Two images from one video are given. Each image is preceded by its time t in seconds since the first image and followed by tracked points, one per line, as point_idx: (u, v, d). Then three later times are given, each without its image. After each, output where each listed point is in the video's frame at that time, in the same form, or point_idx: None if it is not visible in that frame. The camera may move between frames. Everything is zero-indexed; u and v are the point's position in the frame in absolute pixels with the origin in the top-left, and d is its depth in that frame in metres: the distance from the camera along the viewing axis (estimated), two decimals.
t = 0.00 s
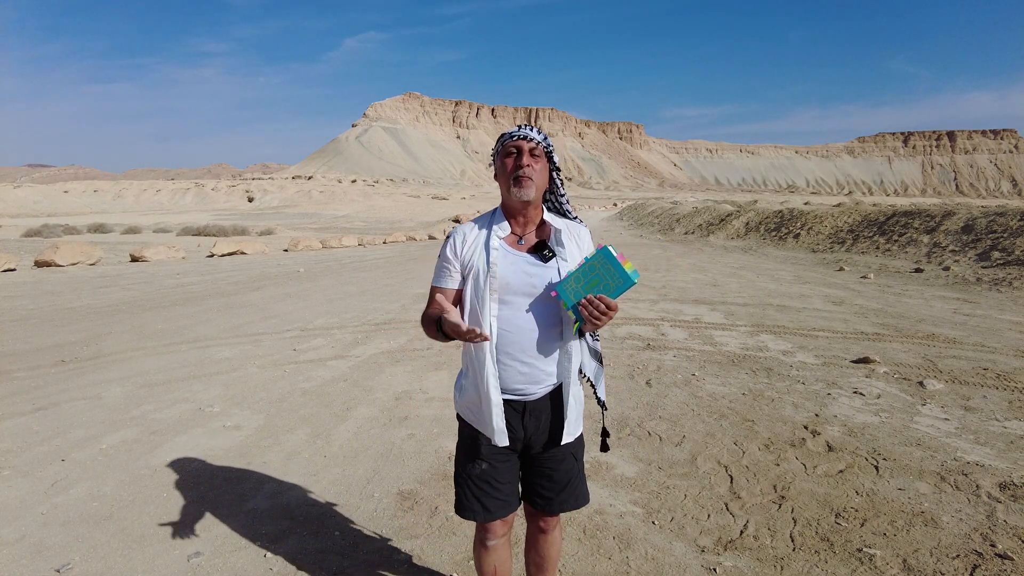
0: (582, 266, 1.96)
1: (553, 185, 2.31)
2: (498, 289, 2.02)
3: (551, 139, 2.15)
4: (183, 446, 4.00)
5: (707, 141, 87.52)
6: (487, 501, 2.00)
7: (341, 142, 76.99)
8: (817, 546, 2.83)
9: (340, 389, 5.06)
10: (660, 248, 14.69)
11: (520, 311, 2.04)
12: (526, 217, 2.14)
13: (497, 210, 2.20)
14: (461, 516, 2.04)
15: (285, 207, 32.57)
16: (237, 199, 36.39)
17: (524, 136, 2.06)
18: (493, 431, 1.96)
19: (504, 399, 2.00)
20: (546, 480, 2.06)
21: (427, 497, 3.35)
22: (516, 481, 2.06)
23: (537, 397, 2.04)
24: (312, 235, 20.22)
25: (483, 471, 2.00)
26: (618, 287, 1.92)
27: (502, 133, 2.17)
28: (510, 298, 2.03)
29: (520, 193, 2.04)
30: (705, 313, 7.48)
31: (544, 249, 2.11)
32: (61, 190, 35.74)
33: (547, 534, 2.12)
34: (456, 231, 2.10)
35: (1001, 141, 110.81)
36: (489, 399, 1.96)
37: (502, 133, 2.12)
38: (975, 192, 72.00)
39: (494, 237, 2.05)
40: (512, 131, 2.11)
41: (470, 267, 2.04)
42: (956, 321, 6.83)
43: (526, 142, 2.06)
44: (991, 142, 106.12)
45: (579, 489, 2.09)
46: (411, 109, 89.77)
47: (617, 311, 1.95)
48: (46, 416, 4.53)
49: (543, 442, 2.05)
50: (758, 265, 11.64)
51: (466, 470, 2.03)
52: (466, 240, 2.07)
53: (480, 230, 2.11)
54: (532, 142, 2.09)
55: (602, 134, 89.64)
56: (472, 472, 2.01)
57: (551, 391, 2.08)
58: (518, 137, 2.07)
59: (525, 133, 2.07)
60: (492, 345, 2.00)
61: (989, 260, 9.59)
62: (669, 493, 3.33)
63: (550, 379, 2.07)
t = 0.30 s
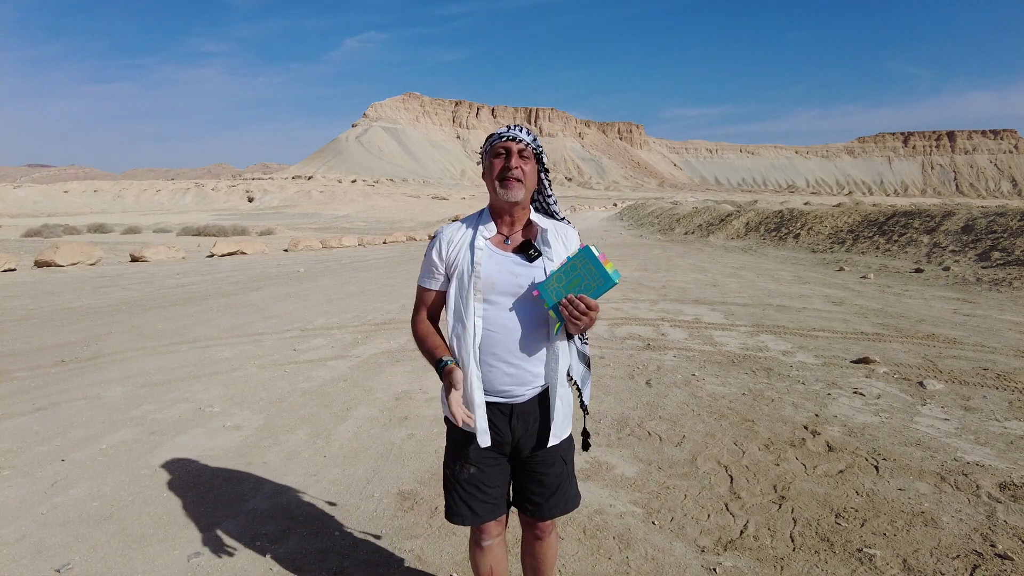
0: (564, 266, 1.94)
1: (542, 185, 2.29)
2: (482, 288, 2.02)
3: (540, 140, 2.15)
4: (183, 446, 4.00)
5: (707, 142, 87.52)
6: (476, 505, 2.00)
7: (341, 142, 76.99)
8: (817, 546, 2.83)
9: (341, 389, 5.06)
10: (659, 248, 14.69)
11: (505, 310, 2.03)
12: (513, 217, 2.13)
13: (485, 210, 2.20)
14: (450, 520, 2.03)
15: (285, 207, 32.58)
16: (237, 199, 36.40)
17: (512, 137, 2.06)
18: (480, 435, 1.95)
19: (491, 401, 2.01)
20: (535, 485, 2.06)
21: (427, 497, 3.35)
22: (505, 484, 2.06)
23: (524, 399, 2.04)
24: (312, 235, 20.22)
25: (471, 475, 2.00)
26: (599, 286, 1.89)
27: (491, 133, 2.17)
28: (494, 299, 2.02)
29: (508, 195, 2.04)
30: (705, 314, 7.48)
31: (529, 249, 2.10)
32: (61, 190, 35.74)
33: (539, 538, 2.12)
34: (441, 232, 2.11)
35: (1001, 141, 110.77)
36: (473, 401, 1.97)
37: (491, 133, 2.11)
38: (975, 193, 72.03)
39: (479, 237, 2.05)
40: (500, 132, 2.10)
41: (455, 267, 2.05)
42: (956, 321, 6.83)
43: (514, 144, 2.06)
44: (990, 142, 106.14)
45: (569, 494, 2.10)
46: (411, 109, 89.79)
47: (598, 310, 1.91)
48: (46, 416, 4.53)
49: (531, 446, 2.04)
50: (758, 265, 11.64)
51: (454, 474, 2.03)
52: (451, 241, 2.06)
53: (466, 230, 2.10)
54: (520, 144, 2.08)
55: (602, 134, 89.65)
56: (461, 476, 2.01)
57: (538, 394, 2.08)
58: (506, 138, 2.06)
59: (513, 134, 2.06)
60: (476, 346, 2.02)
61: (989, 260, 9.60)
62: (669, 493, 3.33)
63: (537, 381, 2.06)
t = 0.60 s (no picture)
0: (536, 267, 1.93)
1: (534, 186, 2.29)
2: (473, 284, 2.01)
3: (533, 140, 2.15)
4: (183, 446, 4.00)
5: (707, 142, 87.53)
6: (467, 507, 2.00)
7: (341, 142, 76.98)
8: (817, 546, 2.83)
9: (341, 389, 5.06)
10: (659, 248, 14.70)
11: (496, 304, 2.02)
12: (505, 215, 2.15)
13: (478, 208, 2.20)
14: (442, 522, 2.03)
15: (285, 207, 32.59)
16: (237, 199, 36.41)
17: (506, 136, 2.06)
18: (470, 434, 1.95)
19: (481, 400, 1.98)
20: (522, 487, 2.01)
21: (427, 497, 3.34)
22: (496, 487, 2.05)
23: (512, 399, 2.00)
24: (312, 235, 20.23)
25: (461, 477, 2.00)
26: (568, 291, 1.86)
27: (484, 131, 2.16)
28: (486, 294, 2.02)
29: (502, 193, 2.04)
30: (705, 313, 7.48)
31: (520, 245, 2.10)
32: (61, 190, 35.74)
33: (528, 545, 2.05)
34: (433, 228, 2.12)
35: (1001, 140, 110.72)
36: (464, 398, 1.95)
37: (484, 132, 2.12)
38: (975, 193, 72.04)
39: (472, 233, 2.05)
40: (494, 130, 2.10)
41: (446, 262, 2.05)
42: (956, 321, 6.83)
43: (508, 142, 2.06)
44: (990, 142, 106.15)
45: (558, 497, 2.05)
46: (411, 109, 89.80)
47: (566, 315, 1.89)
48: (46, 416, 4.53)
49: (519, 446, 2.01)
50: (758, 265, 11.65)
51: (446, 476, 2.03)
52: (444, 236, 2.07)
53: (458, 226, 2.11)
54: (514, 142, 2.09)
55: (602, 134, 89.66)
56: (451, 478, 2.01)
57: (528, 393, 2.05)
58: (500, 137, 2.06)
59: (507, 133, 2.06)
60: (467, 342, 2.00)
61: (989, 260, 9.60)
62: (669, 493, 3.33)
63: (525, 379, 2.03)
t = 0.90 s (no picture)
0: (533, 270, 1.92)
1: (532, 186, 2.29)
2: (471, 289, 2.02)
3: (531, 139, 2.15)
4: (183, 446, 4.00)
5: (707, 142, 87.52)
6: (468, 506, 2.00)
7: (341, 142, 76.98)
8: (817, 546, 2.83)
9: (341, 389, 5.06)
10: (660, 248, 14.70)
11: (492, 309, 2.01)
12: (503, 217, 2.14)
13: (475, 209, 2.20)
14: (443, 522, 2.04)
15: (285, 207, 32.59)
16: (237, 199, 36.41)
17: (503, 135, 2.06)
18: (461, 438, 1.97)
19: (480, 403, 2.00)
20: (523, 484, 2.01)
21: (427, 497, 3.34)
22: (498, 487, 2.05)
23: (512, 400, 2.01)
24: (312, 235, 20.23)
25: (462, 476, 2.01)
26: (569, 291, 1.88)
27: (482, 131, 2.17)
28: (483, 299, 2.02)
29: (498, 193, 2.03)
30: (705, 313, 7.49)
31: (518, 249, 2.09)
32: (61, 190, 35.74)
33: (531, 544, 2.04)
34: (431, 231, 2.13)
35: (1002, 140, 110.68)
36: (461, 403, 1.97)
37: (482, 132, 2.12)
38: (974, 194, 72.06)
39: (470, 236, 2.05)
40: (491, 130, 2.10)
41: (443, 266, 2.05)
42: (956, 321, 6.84)
43: (505, 142, 2.06)
44: (990, 142, 106.15)
45: (560, 496, 2.04)
46: (411, 109, 89.80)
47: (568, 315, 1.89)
48: (46, 416, 4.53)
49: (521, 446, 2.01)
50: (758, 265, 11.65)
51: (446, 476, 2.03)
52: (441, 239, 2.08)
53: (456, 230, 2.11)
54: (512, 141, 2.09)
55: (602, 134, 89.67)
56: (452, 477, 2.02)
57: (528, 395, 2.05)
58: (497, 136, 2.06)
59: (504, 132, 2.06)
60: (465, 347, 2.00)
61: (989, 260, 9.60)
62: (669, 494, 3.33)
63: (526, 382, 2.04)
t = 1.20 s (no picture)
0: (544, 265, 1.92)
1: (540, 185, 2.26)
2: (479, 293, 1.99)
3: (537, 140, 2.13)
4: (183, 446, 4.00)
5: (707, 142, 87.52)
6: (474, 510, 2.00)
7: (341, 142, 76.97)
8: (817, 546, 2.83)
9: (341, 389, 5.06)
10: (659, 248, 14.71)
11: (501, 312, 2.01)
12: (510, 219, 2.12)
13: (481, 211, 2.19)
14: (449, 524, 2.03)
15: (285, 207, 32.60)
16: (237, 199, 36.41)
17: (507, 136, 2.04)
18: (469, 445, 1.97)
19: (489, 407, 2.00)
20: (535, 491, 2.00)
21: (427, 497, 3.34)
22: (505, 491, 2.05)
23: (521, 405, 2.02)
24: (312, 235, 20.24)
25: (469, 480, 2.00)
26: (583, 282, 1.88)
27: (486, 131, 2.15)
28: (491, 303, 2.01)
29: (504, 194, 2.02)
30: (704, 313, 7.49)
31: (526, 252, 2.08)
32: (61, 190, 35.75)
33: (539, 547, 2.05)
34: (436, 230, 2.09)
35: (1001, 140, 110.72)
36: (466, 410, 1.96)
37: (485, 132, 2.10)
38: (975, 194, 72.06)
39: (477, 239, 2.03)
40: (495, 130, 2.08)
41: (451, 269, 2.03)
42: (956, 321, 6.84)
43: (509, 143, 2.05)
44: (990, 142, 106.22)
45: (571, 501, 2.03)
46: (411, 109, 89.81)
47: (583, 308, 1.87)
48: (46, 416, 4.53)
49: (532, 453, 2.01)
50: (758, 265, 11.66)
51: (453, 479, 2.03)
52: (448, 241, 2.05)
53: (463, 233, 2.10)
54: (516, 142, 2.07)
55: (602, 134, 89.70)
56: (459, 481, 2.01)
57: (537, 399, 2.05)
58: (501, 137, 2.05)
59: (509, 133, 2.05)
60: (472, 353, 1.99)
61: (989, 260, 9.60)
62: (669, 493, 3.33)
63: (535, 388, 2.04)
